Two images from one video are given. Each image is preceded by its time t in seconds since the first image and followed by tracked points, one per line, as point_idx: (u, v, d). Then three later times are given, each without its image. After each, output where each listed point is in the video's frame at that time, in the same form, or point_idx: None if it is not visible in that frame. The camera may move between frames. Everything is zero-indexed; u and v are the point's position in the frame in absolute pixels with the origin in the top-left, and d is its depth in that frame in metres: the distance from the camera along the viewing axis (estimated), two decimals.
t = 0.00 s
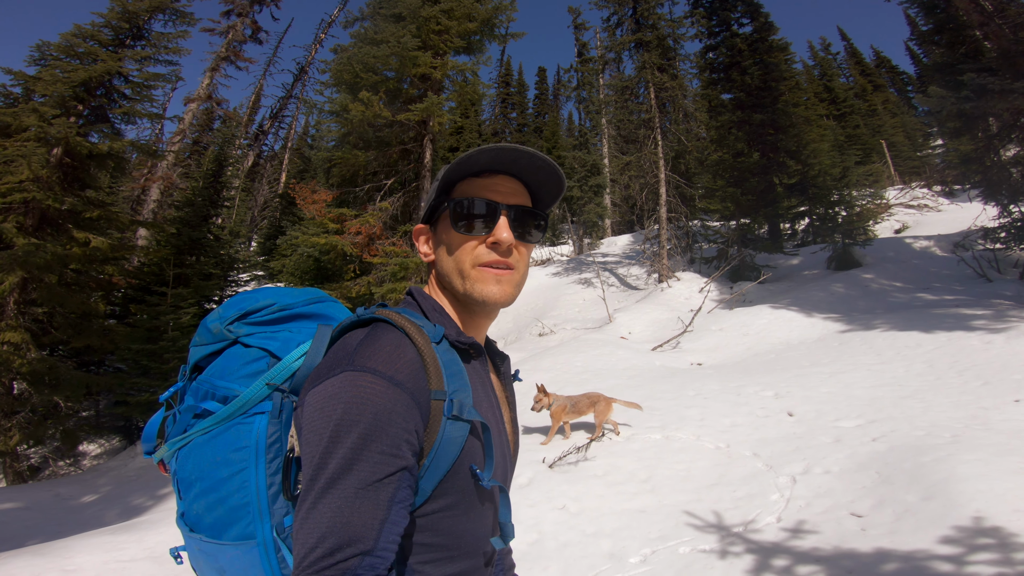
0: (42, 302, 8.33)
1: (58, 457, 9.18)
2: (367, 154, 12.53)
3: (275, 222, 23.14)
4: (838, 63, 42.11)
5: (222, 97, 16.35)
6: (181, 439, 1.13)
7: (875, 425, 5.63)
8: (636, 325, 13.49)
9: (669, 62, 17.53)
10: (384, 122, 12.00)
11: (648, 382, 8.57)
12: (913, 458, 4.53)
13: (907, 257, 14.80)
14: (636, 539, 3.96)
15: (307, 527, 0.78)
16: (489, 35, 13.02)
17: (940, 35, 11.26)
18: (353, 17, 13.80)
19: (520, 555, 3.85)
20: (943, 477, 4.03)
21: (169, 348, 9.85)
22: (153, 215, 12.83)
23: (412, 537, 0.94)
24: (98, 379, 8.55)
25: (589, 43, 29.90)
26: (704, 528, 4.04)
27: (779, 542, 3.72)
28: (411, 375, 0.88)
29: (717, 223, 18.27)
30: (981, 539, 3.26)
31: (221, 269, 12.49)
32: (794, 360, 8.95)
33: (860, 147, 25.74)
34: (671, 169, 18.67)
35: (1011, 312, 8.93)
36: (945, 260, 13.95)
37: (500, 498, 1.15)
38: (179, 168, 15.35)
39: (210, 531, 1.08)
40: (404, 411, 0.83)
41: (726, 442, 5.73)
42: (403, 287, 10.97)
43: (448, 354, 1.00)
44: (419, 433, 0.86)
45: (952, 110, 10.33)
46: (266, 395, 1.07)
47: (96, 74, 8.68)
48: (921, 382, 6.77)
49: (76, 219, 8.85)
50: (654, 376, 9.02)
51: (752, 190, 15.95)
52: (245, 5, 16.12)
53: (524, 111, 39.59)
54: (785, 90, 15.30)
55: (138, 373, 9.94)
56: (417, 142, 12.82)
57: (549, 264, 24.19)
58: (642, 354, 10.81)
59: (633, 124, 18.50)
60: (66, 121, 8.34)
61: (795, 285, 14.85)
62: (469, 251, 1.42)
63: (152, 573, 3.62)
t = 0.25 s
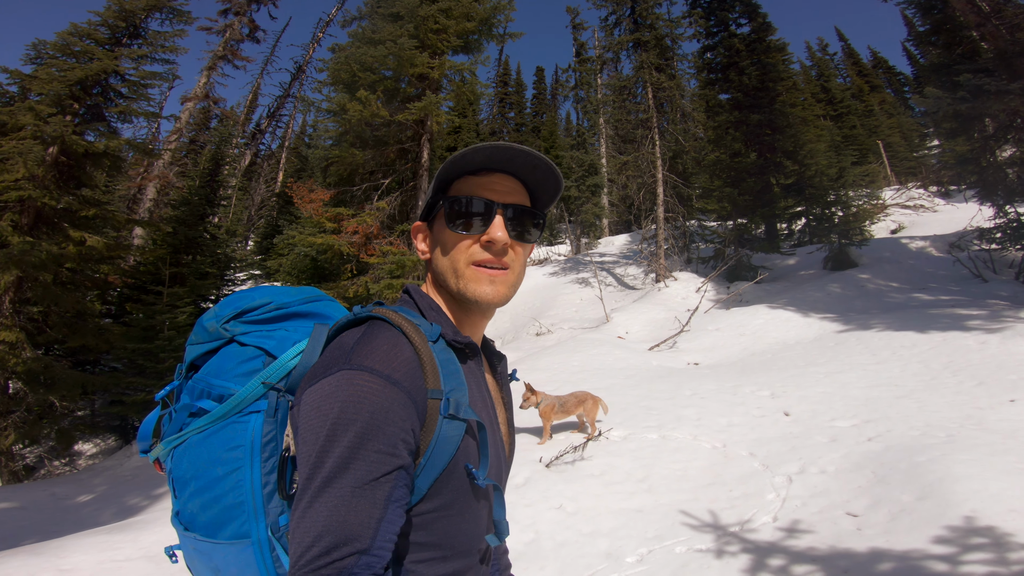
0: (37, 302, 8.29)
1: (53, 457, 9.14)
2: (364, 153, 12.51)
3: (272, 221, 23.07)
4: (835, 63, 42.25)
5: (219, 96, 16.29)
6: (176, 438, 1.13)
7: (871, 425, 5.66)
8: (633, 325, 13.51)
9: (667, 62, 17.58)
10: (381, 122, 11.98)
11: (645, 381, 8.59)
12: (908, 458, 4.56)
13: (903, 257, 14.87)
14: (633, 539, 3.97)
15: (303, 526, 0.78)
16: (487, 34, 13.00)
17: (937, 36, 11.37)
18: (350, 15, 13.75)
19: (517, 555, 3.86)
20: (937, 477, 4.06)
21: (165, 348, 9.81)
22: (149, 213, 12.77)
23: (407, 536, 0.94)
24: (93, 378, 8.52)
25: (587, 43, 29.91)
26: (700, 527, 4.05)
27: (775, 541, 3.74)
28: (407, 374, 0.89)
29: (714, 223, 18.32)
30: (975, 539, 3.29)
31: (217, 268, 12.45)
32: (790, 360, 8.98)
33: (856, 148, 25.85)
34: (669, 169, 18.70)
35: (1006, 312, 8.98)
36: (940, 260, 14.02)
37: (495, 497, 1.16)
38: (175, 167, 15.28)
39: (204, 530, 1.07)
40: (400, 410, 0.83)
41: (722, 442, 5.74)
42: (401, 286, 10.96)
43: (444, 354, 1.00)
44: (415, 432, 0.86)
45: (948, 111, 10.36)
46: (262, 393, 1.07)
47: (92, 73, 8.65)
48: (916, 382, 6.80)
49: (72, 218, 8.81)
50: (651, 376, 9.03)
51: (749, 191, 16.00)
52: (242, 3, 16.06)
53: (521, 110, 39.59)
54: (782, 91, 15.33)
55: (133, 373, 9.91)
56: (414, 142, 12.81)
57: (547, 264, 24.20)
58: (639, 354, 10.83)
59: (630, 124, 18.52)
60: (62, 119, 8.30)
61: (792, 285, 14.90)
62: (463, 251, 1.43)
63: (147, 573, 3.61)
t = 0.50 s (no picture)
0: (33, 302, 8.26)
1: (49, 458, 9.11)
2: (362, 154, 12.50)
3: (269, 221, 23.02)
4: (832, 65, 42.43)
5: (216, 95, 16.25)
6: (177, 436, 1.13)
7: (868, 425, 5.69)
8: (631, 325, 13.53)
9: (664, 62, 17.64)
10: (379, 122, 11.98)
11: (642, 381, 8.60)
12: (905, 457, 4.58)
13: (899, 257, 14.94)
14: (631, 538, 3.98)
15: (305, 525, 0.78)
16: (485, 34, 13.01)
17: (933, 37, 11.47)
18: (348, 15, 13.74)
19: (515, 554, 3.86)
20: (934, 476, 4.08)
21: (161, 348, 9.79)
22: (145, 213, 12.74)
23: (408, 535, 0.94)
24: (89, 379, 8.49)
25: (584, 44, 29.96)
26: (698, 527, 4.06)
27: (773, 541, 3.75)
28: (407, 372, 0.89)
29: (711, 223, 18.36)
30: (972, 538, 3.31)
31: (214, 268, 12.42)
32: (787, 359, 9.00)
33: (853, 149, 25.96)
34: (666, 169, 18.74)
35: (1001, 312, 9.03)
36: (936, 261, 14.09)
37: (496, 495, 1.16)
38: (172, 166, 15.23)
39: (206, 528, 1.07)
40: (401, 409, 0.83)
41: (719, 442, 5.76)
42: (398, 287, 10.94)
43: (445, 353, 1.00)
44: (416, 431, 0.87)
45: (943, 112, 10.38)
46: (263, 392, 1.07)
47: (89, 72, 8.62)
48: (912, 382, 6.83)
49: (68, 219, 8.78)
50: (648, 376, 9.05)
51: (746, 191, 16.06)
52: (240, 3, 16.04)
53: (519, 110, 39.62)
54: (779, 91, 15.38)
55: (130, 373, 9.88)
56: (412, 142, 12.82)
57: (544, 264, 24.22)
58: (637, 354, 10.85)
59: (628, 124, 18.56)
60: (58, 119, 8.28)
61: (789, 286, 14.96)
62: (461, 249, 1.43)
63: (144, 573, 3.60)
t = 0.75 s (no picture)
0: (29, 303, 8.22)
1: (44, 459, 9.05)
2: (359, 154, 12.47)
3: (265, 222, 22.97)
4: (828, 65, 42.62)
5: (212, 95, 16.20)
6: (184, 434, 1.12)
7: (865, 423, 5.71)
8: (628, 325, 13.55)
9: (661, 63, 17.69)
10: (376, 122, 11.97)
11: (640, 381, 8.62)
12: (903, 455, 4.60)
13: (894, 257, 15.01)
14: (631, 537, 3.98)
15: (312, 522, 0.78)
16: (483, 35, 13.01)
17: (928, 38, 11.49)
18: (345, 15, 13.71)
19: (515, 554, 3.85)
20: (932, 475, 4.09)
21: (157, 348, 9.75)
22: (141, 213, 12.69)
23: (413, 532, 0.94)
24: (84, 379, 8.44)
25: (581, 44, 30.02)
26: (698, 526, 4.07)
27: (772, 539, 3.76)
28: (413, 369, 0.88)
29: (708, 223, 18.41)
30: (970, 536, 3.32)
31: (210, 269, 12.39)
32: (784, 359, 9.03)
33: (848, 149, 26.08)
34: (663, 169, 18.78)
35: (997, 312, 9.08)
36: (931, 260, 14.16)
37: (502, 492, 1.15)
38: (167, 167, 15.17)
39: (212, 526, 1.07)
40: (407, 406, 0.83)
41: (718, 441, 5.77)
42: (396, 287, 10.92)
43: (451, 349, 1.00)
44: (422, 428, 0.86)
45: (937, 112, 10.39)
46: (269, 390, 1.06)
47: (85, 72, 8.57)
48: (909, 381, 6.86)
49: (64, 219, 8.73)
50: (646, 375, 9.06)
51: (742, 191, 16.12)
52: (236, 3, 15.99)
53: (515, 111, 39.63)
54: (775, 92, 15.43)
55: (125, 373, 9.85)
56: (409, 142, 12.80)
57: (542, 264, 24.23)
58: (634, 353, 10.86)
59: (624, 125, 18.59)
60: (54, 119, 8.23)
61: (785, 285, 15.02)
62: (466, 246, 1.44)
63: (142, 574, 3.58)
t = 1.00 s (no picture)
0: (23, 303, 8.17)
1: (37, 460, 8.98)
2: (356, 154, 12.43)
3: (260, 222, 22.89)
4: (823, 67, 42.86)
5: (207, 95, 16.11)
6: (187, 436, 1.12)
7: (860, 423, 5.74)
8: (625, 326, 13.58)
9: (657, 64, 17.76)
10: (372, 122, 11.95)
11: (636, 381, 8.63)
12: (898, 455, 4.63)
13: (888, 258, 15.10)
14: (629, 537, 3.99)
15: (315, 523, 0.78)
16: (480, 35, 12.99)
17: (922, 40, 11.60)
18: (341, 15, 13.67)
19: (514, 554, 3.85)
20: (927, 474, 4.12)
21: (152, 349, 9.70)
22: (135, 213, 12.61)
23: (416, 534, 0.93)
24: (77, 380, 8.38)
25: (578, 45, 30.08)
26: (695, 526, 4.08)
27: (770, 539, 3.77)
28: (416, 370, 0.88)
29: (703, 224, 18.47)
30: (966, 535, 3.34)
31: (205, 269, 12.34)
32: (780, 359, 9.07)
33: (843, 151, 26.23)
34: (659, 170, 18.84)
35: (990, 313, 9.14)
36: (925, 261, 14.26)
37: (504, 493, 1.15)
38: (162, 166, 15.08)
39: (216, 527, 1.07)
40: (410, 406, 0.83)
41: (714, 441, 5.79)
42: (392, 287, 10.89)
43: (454, 350, 1.00)
44: (425, 429, 0.86)
45: (930, 114, 10.41)
46: (272, 391, 1.05)
47: (80, 71, 8.51)
48: (903, 381, 6.90)
49: (57, 219, 8.68)
50: (643, 376, 9.08)
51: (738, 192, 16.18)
52: (232, 2, 15.92)
53: (511, 111, 39.64)
54: (771, 93, 15.50)
55: (119, 374, 9.78)
56: (406, 143, 12.79)
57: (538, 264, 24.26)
58: (631, 354, 10.88)
59: (621, 126, 18.64)
60: (48, 119, 8.18)
61: (780, 286, 15.08)
62: (464, 247, 1.44)
63: None
